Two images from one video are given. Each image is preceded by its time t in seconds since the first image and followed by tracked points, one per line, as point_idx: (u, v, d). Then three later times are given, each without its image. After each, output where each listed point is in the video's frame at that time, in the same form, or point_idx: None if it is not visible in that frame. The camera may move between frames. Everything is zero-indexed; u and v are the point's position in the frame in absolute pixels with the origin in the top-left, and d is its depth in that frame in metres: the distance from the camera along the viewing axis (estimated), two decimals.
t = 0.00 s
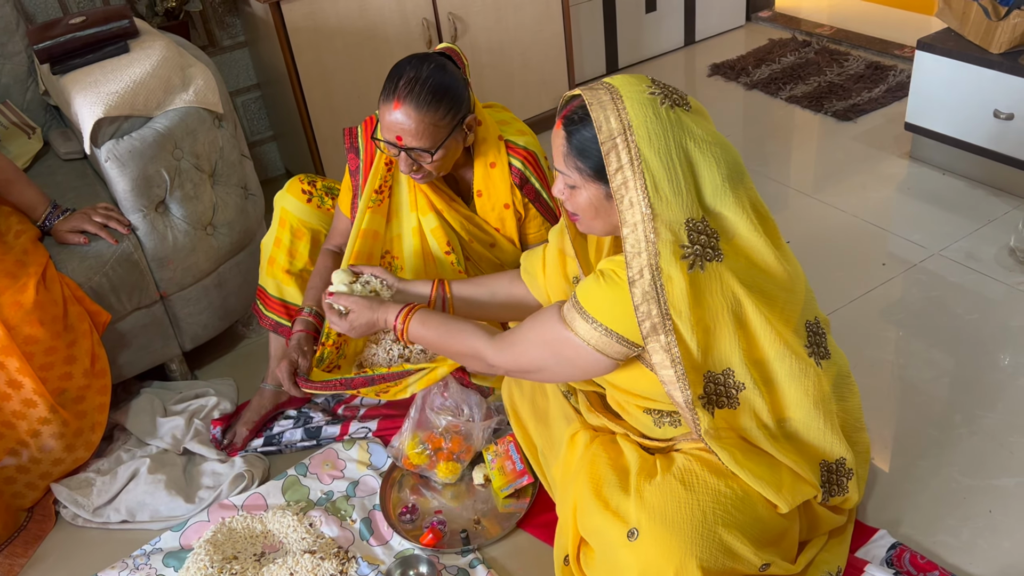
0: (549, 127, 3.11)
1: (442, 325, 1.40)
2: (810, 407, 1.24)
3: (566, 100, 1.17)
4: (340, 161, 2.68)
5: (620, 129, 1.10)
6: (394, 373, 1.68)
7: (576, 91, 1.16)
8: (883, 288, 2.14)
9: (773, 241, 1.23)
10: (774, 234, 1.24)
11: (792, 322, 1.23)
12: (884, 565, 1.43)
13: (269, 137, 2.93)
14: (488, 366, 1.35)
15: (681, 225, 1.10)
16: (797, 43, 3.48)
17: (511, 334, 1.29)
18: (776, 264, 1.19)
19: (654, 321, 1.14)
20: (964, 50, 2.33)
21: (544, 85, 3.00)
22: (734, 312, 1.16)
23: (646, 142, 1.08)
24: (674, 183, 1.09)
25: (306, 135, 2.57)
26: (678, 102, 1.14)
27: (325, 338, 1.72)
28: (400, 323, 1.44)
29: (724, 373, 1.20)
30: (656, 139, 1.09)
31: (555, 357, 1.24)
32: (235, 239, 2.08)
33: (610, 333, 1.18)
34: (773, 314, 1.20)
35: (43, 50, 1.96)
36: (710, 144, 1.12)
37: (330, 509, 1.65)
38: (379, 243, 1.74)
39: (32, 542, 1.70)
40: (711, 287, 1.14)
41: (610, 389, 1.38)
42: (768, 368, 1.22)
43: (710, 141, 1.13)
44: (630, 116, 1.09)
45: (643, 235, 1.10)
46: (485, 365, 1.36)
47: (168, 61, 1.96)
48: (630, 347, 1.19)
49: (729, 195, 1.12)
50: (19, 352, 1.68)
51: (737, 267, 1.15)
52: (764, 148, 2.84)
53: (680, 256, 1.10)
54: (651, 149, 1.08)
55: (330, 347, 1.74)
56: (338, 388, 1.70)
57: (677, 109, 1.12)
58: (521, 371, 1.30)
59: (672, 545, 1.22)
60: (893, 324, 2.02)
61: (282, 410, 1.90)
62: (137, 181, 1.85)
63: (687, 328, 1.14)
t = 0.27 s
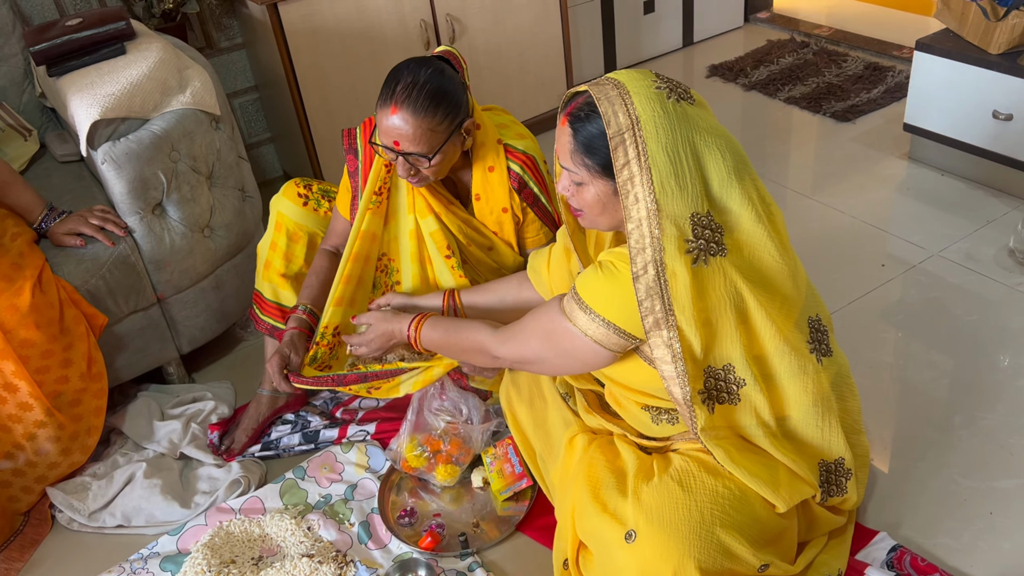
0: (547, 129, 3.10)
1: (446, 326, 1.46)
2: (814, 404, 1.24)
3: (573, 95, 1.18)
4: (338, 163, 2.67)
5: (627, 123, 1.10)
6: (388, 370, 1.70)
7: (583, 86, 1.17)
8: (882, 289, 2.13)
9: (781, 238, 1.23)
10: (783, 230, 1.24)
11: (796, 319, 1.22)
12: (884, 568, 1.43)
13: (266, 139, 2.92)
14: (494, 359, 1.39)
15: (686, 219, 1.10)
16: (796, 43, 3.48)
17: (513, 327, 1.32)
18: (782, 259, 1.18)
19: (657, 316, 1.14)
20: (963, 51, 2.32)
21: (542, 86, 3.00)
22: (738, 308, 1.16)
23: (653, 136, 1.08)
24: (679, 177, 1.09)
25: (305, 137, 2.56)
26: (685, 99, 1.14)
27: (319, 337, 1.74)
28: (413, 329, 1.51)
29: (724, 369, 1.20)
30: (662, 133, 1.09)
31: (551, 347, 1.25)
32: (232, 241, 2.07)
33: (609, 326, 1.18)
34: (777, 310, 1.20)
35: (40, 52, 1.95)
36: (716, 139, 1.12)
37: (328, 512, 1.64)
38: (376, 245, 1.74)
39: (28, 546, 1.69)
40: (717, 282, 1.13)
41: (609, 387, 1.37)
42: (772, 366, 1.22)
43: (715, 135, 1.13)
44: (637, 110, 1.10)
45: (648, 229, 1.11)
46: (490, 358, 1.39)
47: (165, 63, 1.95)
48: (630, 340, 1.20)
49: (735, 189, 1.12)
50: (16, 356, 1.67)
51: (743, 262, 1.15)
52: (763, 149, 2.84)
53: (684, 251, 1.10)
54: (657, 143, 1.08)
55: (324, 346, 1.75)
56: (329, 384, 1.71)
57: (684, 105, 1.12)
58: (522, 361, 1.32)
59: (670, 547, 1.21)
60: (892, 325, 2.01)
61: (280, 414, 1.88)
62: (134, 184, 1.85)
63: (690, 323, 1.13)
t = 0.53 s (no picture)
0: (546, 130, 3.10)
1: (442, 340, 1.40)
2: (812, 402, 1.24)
3: (553, 112, 1.17)
4: (336, 165, 2.67)
5: (611, 136, 1.09)
6: (398, 382, 1.80)
7: (563, 102, 1.16)
8: (881, 289, 2.14)
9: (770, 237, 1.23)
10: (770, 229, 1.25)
11: (790, 317, 1.23)
12: (884, 568, 1.43)
13: (265, 141, 2.92)
14: (490, 393, 1.33)
15: (679, 226, 1.10)
16: (794, 44, 3.48)
17: (512, 357, 1.28)
18: (773, 258, 1.19)
19: (659, 323, 1.13)
20: (960, 52, 2.33)
21: (540, 88, 3.00)
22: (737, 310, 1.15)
23: (638, 146, 1.08)
24: (668, 184, 1.09)
25: (304, 140, 2.56)
26: (664, 107, 1.14)
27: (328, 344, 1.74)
28: (406, 333, 1.43)
29: (727, 373, 1.19)
30: (647, 143, 1.08)
31: (559, 374, 1.22)
32: (231, 244, 2.08)
33: (614, 340, 1.16)
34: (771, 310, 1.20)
35: (39, 55, 1.95)
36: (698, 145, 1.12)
37: (328, 514, 1.64)
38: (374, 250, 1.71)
39: (28, 548, 1.69)
40: (714, 286, 1.13)
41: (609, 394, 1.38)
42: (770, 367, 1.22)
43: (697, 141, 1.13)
44: (619, 122, 1.09)
45: (643, 239, 1.10)
46: (486, 392, 1.33)
47: (163, 66, 1.96)
48: (636, 353, 1.18)
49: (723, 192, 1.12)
50: (16, 358, 1.67)
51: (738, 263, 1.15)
52: (761, 150, 2.84)
53: (681, 257, 1.10)
54: (643, 153, 1.08)
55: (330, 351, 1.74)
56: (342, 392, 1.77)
57: (665, 113, 1.12)
58: (524, 394, 1.27)
59: (671, 549, 1.21)
60: (891, 326, 2.01)
61: (280, 416, 1.89)
62: (133, 186, 1.85)
63: (692, 329, 1.12)
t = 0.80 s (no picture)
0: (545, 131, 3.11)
1: (419, 405, 1.28)
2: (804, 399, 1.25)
3: (508, 151, 1.18)
4: (336, 166, 2.68)
5: (566, 166, 1.10)
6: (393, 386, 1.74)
7: (517, 140, 1.17)
8: (880, 289, 2.14)
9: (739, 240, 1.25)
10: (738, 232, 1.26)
11: (774, 318, 1.23)
12: (884, 567, 1.43)
13: (265, 143, 2.93)
14: (490, 458, 1.25)
15: (650, 242, 1.10)
16: (792, 44, 3.49)
17: (510, 418, 1.21)
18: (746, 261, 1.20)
19: (645, 343, 1.11)
20: (959, 52, 2.33)
21: (540, 89, 3.00)
22: (719, 317, 1.15)
23: (594, 171, 1.09)
24: (631, 204, 1.10)
25: (304, 141, 2.57)
26: (614, 129, 1.15)
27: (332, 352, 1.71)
28: (383, 401, 1.28)
29: (717, 380, 1.19)
30: (604, 167, 1.10)
31: (565, 418, 1.17)
32: (231, 245, 2.08)
33: (612, 368, 1.13)
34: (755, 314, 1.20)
35: (39, 58, 1.96)
36: (656, 161, 1.14)
37: (329, 515, 1.65)
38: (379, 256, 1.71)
39: (30, 550, 1.69)
40: (695, 296, 1.13)
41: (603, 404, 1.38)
42: (758, 370, 1.22)
43: (654, 158, 1.14)
44: (571, 151, 1.10)
45: (616, 261, 1.10)
46: (486, 458, 1.25)
47: (163, 68, 1.96)
48: (635, 377, 1.14)
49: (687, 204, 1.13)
50: (17, 360, 1.67)
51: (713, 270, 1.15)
52: (761, 150, 2.84)
53: (656, 273, 1.09)
54: (600, 176, 1.09)
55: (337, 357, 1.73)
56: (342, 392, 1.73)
57: (616, 136, 1.14)
58: (530, 451, 1.21)
59: (673, 549, 1.21)
60: (891, 325, 2.02)
61: (280, 418, 1.89)
62: (133, 189, 1.85)
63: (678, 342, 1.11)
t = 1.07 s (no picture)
0: (544, 132, 3.11)
1: (417, 480, 1.31)
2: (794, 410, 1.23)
3: (470, 197, 1.16)
4: (336, 168, 2.68)
5: (529, 210, 1.09)
6: (390, 383, 1.76)
7: (478, 185, 1.16)
8: (880, 289, 2.14)
9: (712, 260, 1.24)
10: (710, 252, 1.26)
11: (757, 333, 1.22)
12: (885, 568, 1.43)
13: (264, 145, 2.92)
14: (492, 508, 1.26)
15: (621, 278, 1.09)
16: (792, 45, 3.48)
17: (504, 465, 1.21)
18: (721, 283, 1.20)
19: (628, 379, 1.08)
20: (958, 52, 2.33)
21: (539, 90, 3.00)
22: (700, 343, 1.14)
23: (557, 214, 1.08)
24: (598, 242, 1.09)
25: (303, 144, 2.57)
26: (574, 166, 1.14)
27: (322, 351, 1.75)
28: (381, 494, 1.33)
29: (705, 404, 1.18)
30: (566, 208, 1.09)
31: (561, 460, 1.17)
32: (230, 247, 2.08)
33: (598, 404, 1.11)
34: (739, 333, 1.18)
35: (38, 61, 1.95)
36: (620, 193, 1.12)
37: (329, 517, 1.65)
38: (372, 259, 1.74)
39: (30, 553, 1.69)
40: (674, 324, 1.12)
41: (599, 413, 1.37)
42: (744, 388, 1.21)
43: (618, 190, 1.13)
44: (532, 195, 1.09)
45: (589, 301, 1.08)
46: (488, 508, 1.26)
47: (162, 70, 1.96)
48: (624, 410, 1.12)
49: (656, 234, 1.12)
50: (17, 364, 1.67)
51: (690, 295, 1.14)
52: (760, 151, 2.84)
53: (631, 308, 1.09)
54: (563, 218, 1.08)
55: (327, 358, 1.76)
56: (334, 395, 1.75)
57: (577, 173, 1.13)
58: (529, 496, 1.21)
59: (671, 554, 1.21)
60: (891, 325, 2.02)
61: (280, 420, 1.89)
62: (133, 191, 1.85)
63: (660, 374, 1.10)
